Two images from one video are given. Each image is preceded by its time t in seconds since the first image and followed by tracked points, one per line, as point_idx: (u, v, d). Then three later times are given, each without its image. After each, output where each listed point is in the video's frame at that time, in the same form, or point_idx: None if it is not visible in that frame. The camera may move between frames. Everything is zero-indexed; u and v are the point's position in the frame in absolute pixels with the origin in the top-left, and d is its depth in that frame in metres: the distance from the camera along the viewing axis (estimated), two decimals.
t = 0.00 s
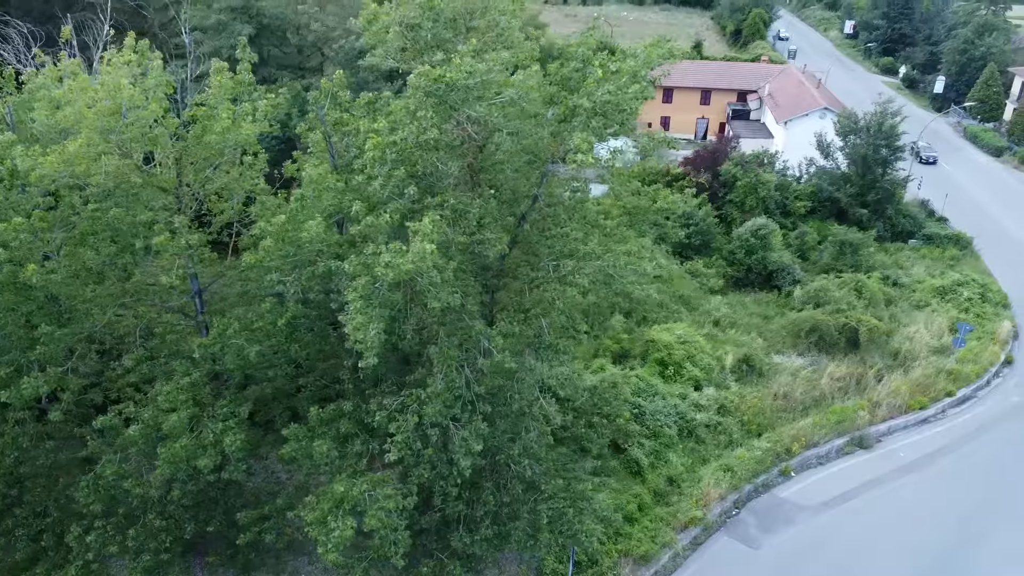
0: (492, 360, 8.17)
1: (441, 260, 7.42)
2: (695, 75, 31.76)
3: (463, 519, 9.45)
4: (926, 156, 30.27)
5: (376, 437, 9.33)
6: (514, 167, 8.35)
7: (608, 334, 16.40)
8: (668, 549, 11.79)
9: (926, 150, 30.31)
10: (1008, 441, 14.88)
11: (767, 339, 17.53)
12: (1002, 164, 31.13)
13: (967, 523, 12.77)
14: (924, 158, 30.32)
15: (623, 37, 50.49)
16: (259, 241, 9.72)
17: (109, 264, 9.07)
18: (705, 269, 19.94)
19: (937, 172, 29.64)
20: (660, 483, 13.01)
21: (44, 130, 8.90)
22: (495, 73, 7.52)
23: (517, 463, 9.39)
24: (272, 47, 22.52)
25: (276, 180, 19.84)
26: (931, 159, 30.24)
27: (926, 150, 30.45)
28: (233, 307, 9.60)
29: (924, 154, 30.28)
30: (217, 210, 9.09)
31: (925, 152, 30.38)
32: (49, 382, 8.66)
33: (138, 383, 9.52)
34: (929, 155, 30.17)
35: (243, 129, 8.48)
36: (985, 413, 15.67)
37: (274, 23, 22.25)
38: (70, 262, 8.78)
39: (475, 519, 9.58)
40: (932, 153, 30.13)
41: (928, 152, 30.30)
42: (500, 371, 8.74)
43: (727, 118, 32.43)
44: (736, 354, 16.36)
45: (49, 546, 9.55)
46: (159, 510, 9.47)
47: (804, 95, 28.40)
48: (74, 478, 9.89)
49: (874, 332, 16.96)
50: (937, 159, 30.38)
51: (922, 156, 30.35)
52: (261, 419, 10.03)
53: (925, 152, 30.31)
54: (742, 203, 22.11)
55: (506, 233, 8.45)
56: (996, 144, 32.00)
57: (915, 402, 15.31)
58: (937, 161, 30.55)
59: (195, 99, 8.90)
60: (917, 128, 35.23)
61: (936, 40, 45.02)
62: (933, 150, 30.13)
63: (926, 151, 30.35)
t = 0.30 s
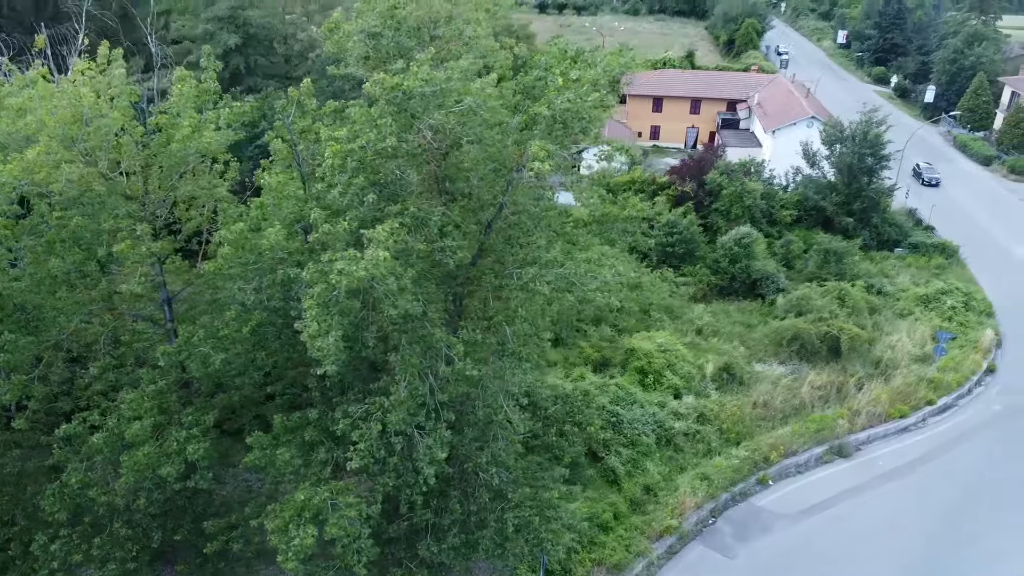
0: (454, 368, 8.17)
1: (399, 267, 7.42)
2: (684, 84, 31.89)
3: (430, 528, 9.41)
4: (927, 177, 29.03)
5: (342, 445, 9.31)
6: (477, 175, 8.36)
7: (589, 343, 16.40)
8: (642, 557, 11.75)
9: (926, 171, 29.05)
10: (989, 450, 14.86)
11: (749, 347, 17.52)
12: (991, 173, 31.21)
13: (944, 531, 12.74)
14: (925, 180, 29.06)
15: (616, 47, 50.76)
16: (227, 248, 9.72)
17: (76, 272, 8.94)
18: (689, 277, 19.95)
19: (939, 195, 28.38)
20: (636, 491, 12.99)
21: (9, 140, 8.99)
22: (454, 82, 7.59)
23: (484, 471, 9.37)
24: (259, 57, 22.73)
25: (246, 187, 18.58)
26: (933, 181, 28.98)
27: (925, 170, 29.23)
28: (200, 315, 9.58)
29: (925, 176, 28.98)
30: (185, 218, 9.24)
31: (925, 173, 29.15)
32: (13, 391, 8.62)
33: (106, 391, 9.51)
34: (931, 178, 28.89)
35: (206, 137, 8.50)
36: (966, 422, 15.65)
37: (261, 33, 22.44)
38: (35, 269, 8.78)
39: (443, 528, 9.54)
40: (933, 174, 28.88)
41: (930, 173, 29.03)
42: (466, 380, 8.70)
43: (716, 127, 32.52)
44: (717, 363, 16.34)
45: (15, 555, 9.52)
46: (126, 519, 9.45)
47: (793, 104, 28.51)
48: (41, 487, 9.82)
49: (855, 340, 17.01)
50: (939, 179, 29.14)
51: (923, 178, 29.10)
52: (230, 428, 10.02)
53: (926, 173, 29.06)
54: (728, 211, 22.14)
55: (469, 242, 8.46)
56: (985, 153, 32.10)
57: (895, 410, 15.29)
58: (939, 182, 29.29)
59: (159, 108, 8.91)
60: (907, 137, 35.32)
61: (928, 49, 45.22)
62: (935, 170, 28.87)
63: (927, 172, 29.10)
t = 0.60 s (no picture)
0: (415, 375, 8.16)
1: (356, 274, 7.43)
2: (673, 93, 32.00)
3: (396, 537, 9.38)
4: (931, 200, 27.77)
5: (308, 453, 9.29)
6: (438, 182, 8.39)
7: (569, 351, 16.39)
8: (616, 566, 11.69)
9: (930, 193, 27.79)
10: (969, 458, 14.82)
11: (731, 355, 17.50)
12: (979, 181, 31.28)
13: (921, 539, 12.70)
14: (928, 203, 27.83)
15: (609, 57, 51.01)
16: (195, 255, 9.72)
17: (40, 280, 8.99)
18: (673, 285, 19.95)
19: (943, 218, 27.13)
20: (612, 500, 12.96)
21: None
22: (412, 90, 7.64)
23: (451, 479, 9.36)
24: (247, 66, 22.74)
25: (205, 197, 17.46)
26: (936, 204, 27.75)
27: (929, 192, 27.96)
28: (167, 321, 9.59)
29: (928, 199, 27.74)
30: (150, 226, 9.23)
31: (928, 195, 27.89)
32: None
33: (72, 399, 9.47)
34: (934, 201, 27.65)
35: (167, 145, 8.48)
36: (946, 430, 15.60)
37: (248, 43, 22.52)
38: None
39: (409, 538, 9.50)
40: (937, 196, 27.66)
41: (934, 195, 27.75)
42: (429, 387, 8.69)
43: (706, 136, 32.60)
44: (697, 371, 16.32)
45: None
46: (91, 527, 9.41)
47: (780, 113, 28.61)
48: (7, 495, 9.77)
49: (836, 348, 17.03)
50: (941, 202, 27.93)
51: (926, 201, 27.86)
52: (199, 436, 10.02)
53: (929, 195, 27.80)
54: (714, 220, 22.17)
55: (432, 249, 8.46)
56: (974, 162, 32.19)
57: (874, 418, 15.27)
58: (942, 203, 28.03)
59: (123, 115, 8.89)
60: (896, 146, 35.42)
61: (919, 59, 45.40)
62: (937, 191, 27.67)
63: (931, 194, 27.83)
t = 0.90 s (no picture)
0: (374, 382, 8.15)
1: (311, 281, 7.44)
2: (662, 102, 32.13)
3: (362, 546, 9.33)
4: (932, 224, 26.57)
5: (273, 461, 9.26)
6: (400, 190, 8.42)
7: (550, 359, 16.40)
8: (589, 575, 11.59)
9: (931, 216, 26.59)
10: (948, 467, 14.79)
11: (712, 363, 17.49)
12: (968, 190, 31.33)
13: (897, 548, 12.64)
14: (928, 227, 26.65)
15: (602, 66, 51.28)
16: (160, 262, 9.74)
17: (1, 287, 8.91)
18: (656, 293, 19.95)
19: (945, 242, 25.94)
20: (587, 507, 12.93)
21: None
22: (368, 98, 7.72)
23: (417, 486, 9.34)
24: (233, 75, 22.92)
25: (174, 205, 16.81)
26: (938, 228, 26.57)
27: (930, 215, 26.78)
28: (133, 328, 9.58)
29: (929, 222, 26.55)
30: (116, 233, 9.24)
31: (929, 218, 26.70)
32: None
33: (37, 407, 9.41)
34: (935, 224, 26.48)
35: (126, 152, 8.51)
36: (926, 438, 15.57)
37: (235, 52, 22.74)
38: None
39: (373, 546, 9.41)
40: (938, 219, 26.49)
41: (935, 219, 26.56)
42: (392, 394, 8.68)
43: (695, 144, 32.67)
44: (677, 379, 16.28)
45: None
46: (56, 536, 9.33)
47: (768, 122, 28.71)
48: None
49: (817, 356, 17.08)
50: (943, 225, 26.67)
51: (926, 224, 26.67)
52: (166, 444, 10.01)
53: (930, 219, 26.60)
54: (699, 228, 22.21)
55: (392, 256, 8.45)
56: (963, 170, 32.27)
57: (853, 426, 15.25)
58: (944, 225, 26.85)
59: (87, 123, 8.92)
60: (886, 154, 35.51)
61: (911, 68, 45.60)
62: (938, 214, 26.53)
63: (932, 218, 26.63)
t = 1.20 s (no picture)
0: (328, 391, 8.13)
1: (260, 289, 7.46)
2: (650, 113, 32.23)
3: (322, 555, 9.29)
4: (932, 249, 25.22)
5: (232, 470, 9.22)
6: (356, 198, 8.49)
7: (527, 369, 16.39)
8: None
9: (931, 241, 25.24)
10: (922, 476, 14.75)
11: (691, 372, 17.47)
12: (955, 200, 31.38)
13: (869, 557, 12.58)
14: (929, 252, 25.29)
15: (594, 77, 51.55)
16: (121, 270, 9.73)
17: None
18: (637, 302, 19.95)
19: (946, 269, 24.58)
20: (558, 517, 12.90)
21: None
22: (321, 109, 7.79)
23: (376, 496, 9.32)
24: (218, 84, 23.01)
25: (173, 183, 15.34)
26: (938, 253, 25.21)
27: (930, 239, 25.43)
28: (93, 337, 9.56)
29: (929, 248, 25.19)
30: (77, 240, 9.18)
31: (930, 243, 25.34)
32: None
33: None
34: (935, 249, 25.13)
35: (81, 161, 8.52)
36: (902, 447, 15.53)
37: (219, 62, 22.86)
38: None
39: (334, 556, 9.38)
40: (938, 243, 25.14)
41: (935, 244, 25.20)
42: (348, 401, 8.67)
43: (683, 155, 32.75)
44: (654, 388, 16.24)
45: None
46: (15, 545, 9.20)
47: (754, 132, 28.80)
48: None
49: (794, 366, 17.11)
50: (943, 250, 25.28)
51: (926, 249, 25.31)
52: (127, 453, 10.00)
53: (930, 243, 25.25)
54: (681, 237, 22.24)
55: (347, 265, 8.45)
56: (950, 180, 32.35)
57: (828, 435, 15.23)
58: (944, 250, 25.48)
59: (45, 132, 8.96)
60: (874, 165, 35.60)
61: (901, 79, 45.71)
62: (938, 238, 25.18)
63: (933, 242, 25.26)
